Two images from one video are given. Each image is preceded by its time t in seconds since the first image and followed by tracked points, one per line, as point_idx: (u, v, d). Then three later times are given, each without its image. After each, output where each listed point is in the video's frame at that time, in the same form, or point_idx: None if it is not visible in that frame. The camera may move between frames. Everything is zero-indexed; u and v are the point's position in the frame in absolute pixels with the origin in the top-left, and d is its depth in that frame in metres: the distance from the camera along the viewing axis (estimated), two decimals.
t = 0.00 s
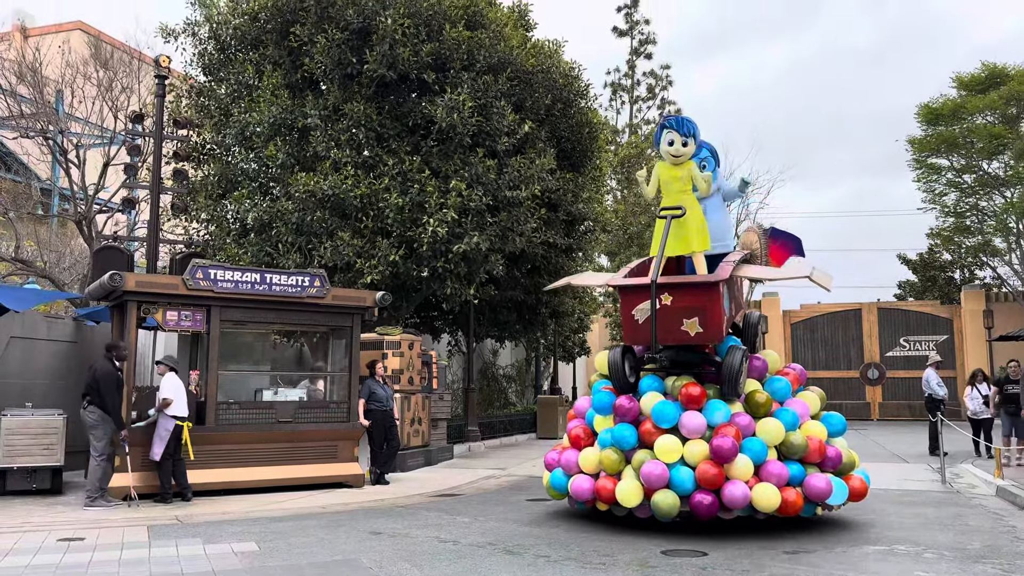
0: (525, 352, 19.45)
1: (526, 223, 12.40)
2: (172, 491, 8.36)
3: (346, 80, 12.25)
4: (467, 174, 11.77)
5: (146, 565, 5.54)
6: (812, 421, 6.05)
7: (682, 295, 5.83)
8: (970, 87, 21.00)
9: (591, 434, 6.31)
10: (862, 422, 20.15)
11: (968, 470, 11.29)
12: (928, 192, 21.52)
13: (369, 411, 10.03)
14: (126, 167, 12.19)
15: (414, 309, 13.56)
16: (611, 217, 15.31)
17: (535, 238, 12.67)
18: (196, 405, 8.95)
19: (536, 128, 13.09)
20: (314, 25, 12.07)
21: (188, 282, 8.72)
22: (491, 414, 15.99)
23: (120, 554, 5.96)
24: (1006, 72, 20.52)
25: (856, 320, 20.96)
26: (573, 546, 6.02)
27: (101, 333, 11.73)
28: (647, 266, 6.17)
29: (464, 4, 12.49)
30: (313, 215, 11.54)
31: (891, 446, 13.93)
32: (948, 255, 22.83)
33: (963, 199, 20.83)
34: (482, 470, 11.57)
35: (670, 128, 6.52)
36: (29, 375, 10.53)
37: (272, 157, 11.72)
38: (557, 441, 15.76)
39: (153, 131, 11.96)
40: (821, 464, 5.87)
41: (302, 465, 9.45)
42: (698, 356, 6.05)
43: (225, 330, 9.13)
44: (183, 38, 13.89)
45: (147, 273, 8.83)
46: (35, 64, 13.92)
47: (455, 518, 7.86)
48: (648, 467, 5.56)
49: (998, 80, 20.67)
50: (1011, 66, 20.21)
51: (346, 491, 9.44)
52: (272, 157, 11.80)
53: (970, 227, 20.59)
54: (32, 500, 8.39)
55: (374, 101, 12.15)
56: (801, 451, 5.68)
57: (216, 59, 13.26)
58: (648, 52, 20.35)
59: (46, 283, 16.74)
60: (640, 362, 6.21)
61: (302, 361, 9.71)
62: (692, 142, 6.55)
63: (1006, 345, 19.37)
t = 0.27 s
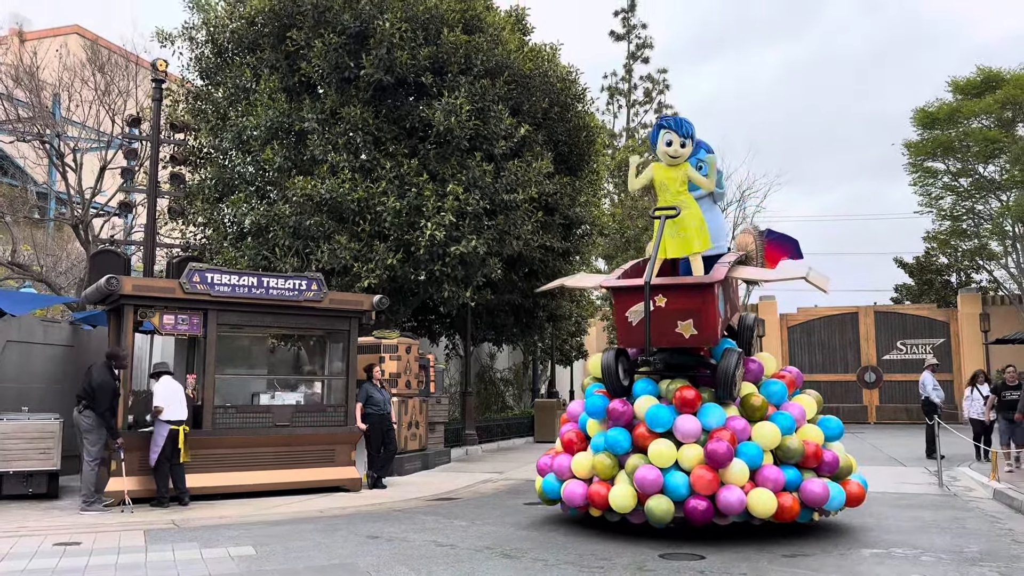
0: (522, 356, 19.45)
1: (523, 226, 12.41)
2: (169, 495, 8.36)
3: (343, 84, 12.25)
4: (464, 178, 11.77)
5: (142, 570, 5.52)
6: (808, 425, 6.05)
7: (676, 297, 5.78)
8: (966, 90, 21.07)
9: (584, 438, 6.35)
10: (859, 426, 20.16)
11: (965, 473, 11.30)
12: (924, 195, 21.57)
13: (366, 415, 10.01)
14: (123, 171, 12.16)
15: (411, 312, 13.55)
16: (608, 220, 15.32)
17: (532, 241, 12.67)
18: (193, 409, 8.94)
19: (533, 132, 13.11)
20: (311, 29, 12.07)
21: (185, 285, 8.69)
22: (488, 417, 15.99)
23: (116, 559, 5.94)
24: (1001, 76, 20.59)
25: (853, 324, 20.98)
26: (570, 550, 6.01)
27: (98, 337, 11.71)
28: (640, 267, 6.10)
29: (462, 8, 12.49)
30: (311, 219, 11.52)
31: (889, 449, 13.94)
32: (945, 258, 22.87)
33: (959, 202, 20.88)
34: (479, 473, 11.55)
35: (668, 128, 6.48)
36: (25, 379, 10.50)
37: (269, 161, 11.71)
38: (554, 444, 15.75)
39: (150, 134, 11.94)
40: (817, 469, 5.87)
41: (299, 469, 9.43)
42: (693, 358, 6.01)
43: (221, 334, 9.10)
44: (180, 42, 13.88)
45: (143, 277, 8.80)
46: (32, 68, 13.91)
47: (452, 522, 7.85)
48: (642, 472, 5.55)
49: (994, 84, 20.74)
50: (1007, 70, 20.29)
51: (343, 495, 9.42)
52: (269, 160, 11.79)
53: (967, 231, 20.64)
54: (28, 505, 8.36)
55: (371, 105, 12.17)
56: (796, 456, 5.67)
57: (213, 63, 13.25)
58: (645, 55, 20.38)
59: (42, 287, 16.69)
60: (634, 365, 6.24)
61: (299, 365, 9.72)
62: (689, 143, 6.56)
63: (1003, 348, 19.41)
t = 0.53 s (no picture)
0: (520, 359, 19.46)
1: (520, 229, 12.40)
2: (165, 498, 8.37)
3: (341, 87, 12.26)
4: (462, 180, 11.77)
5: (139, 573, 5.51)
6: (805, 427, 6.06)
7: (671, 299, 5.77)
8: (962, 94, 21.14)
9: (577, 441, 6.33)
10: (856, 428, 20.18)
11: (962, 476, 11.31)
12: (921, 199, 21.63)
13: (363, 417, 10.01)
14: (120, 174, 12.15)
15: (409, 315, 13.55)
16: (605, 223, 15.33)
17: (529, 243, 12.67)
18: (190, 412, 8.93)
19: (531, 134, 13.11)
20: (308, 32, 12.08)
21: (182, 288, 8.69)
22: (485, 420, 15.98)
23: (113, 562, 5.92)
24: (997, 79, 20.66)
25: (850, 326, 21.01)
26: (568, 553, 6.01)
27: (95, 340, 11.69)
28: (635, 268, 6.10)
29: (459, 11, 12.51)
30: (308, 222, 11.51)
31: (886, 452, 13.95)
32: (941, 261, 22.92)
33: (956, 205, 20.94)
34: (476, 476, 11.54)
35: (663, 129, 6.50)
36: (21, 382, 10.48)
37: (267, 163, 11.72)
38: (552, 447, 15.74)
39: (147, 137, 11.93)
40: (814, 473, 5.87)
41: (296, 472, 9.41)
42: (688, 361, 6.01)
43: (218, 337, 9.10)
44: (178, 45, 13.88)
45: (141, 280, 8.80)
46: (29, 70, 13.90)
47: (449, 525, 7.85)
48: (637, 476, 5.55)
49: (990, 87, 20.81)
50: (1002, 73, 20.36)
51: (340, 498, 9.41)
52: (267, 163, 11.79)
53: (963, 234, 20.69)
54: (24, 508, 8.34)
55: (369, 108, 12.18)
56: (793, 459, 5.68)
57: (210, 66, 13.25)
58: (642, 59, 20.42)
59: (38, 290, 16.65)
60: (628, 368, 6.33)
61: (296, 367, 9.67)
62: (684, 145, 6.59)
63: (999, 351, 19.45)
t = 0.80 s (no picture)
0: (516, 362, 19.45)
1: (516, 232, 12.38)
2: (160, 502, 8.33)
3: (337, 90, 12.25)
4: (459, 183, 11.77)
5: None
6: (801, 431, 6.05)
7: (664, 300, 5.79)
8: (958, 97, 21.19)
9: (570, 445, 6.30)
10: (853, 431, 20.19)
11: (959, 479, 11.31)
12: (917, 202, 21.67)
13: (360, 421, 10.02)
14: (116, 176, 12.13)
15: (405, 318, 13.54)
16: (602, 226, 15.33)
17: (526, 246, 12.66)
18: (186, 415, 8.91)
19: (528, 138, 13.12)
20: (305, 35, 12.08)
21: (178, 291, 8.68)
22: (482, 423, 15.97)
23: (108, 565, 5.90)
24: (993, 82, 20.72)
25: (846, 329, 21.04)
26: (565, 557, 6.00)
27: (90, 343, 11.66)
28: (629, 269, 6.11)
29: (456, 14, 12.51)
30: (305, 225, 11.49)
31: (883, 455, 13.96)
32: (938, 264, 22.95)
33: (952, 208, 20.98)
34: (473, 480, 11.52)
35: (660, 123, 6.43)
36: (17, 385, 10.44)
37: (263, 166, 11.71)
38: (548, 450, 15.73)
39: (143, 139, 11.90)
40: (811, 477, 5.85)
41: (292, 476, 9.38)
42: (683, 364, 6.03)
43: (214, 340, 9.08)
44: (174, 48, 13.86)
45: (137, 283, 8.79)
46: (26, 73, 13.88)
47: (446, 529, 7.83)
48: (630, 481, 5.51)
49: (986, 90, 20.87)
50: (998, 76, 20.42)
51: (336, 502, 9.38)
52: (263, 166, 11.78)
53: (959, 237, 20.74)
54: (19, 512, 8.31)
55: (366, 111, 12.18)
56: (790, 463, 5.67)
57: (207, 68, 13.24)
58: (638, 62, 20.44)
59: (34, 293, 16.61)
60: (621, 371, 6.21)
61: (292, 370, 9.63)
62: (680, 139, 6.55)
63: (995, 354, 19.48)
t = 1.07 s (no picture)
0: (513, 365, 19.45)
1: (514, 235, 12.37)
2: (157, 506, 8.30)
3: (334, 93, 12.25)
4: (456, 187, 11.78)
5: None
6: (797, 435, 6.05)
7: (658, 302, 5.79)
8: (953, 102, 21.25)
9: (562, 450, 6.29)
10: (849, 435, 20.22)
11: (955, 483, 11.32)
12: (913, 206, 21.72)
13: (356, 424, 9.93)
14: (112, 179, 12.09)
15: (402, 322, 13.53)
16: (599, 229, 15.33)
17: (523, 249, 12.64)
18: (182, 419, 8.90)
19: (524, 141, 13.13)
20: (302, 38, 12.08)
21: (174, 294, 8.66)
22: (479, 427, 15.96)
23: (104, 570, 5.88)
24: (988, 87, 20.79)
25: (842, 333, 21.06)
26: (562, 561, 6.00)
27: (86, 346, 11.64)
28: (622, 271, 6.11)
29: (453, 18, 12.53)
30: (301, 228, 11.48)
31: (879, 459, 13.97)
32: (934, 269, 23.00)
33: (948, 213, 21.03)
34: (469, 484, 11.51)
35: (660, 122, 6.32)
36: (12, 389, 10.41)
37: (260, 169, 11.70)
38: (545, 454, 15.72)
39: (139, 142, 11.87)
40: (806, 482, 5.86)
41: (289, 480, 9.36)
42: (676, 366, 6.08)
43: (210, 344, 9.07)
44: (171, 51, 13.85)
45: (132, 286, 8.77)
46: (22, 75, 13.86)
47: (443, 532, 7.82)
48: (622, 486, 5.52)
49: (981, 95, 20.94)
50: (993, 81, 20.49)
51: (332, 506, 9.36)
52: (260, 169, 11.78)
53: (955, 241, 20.80)
54: (15, 516, 8.28)
55: (363, 114, 12.18)
56: (785, 468, 5.66)
57: (204, 71, 13.23)
58: (635, 66, 20.47)
59: (30, 296, 16.57)
60: (614, 374, 6.16)
61: (289, 374, 9.65)
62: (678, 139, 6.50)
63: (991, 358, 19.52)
